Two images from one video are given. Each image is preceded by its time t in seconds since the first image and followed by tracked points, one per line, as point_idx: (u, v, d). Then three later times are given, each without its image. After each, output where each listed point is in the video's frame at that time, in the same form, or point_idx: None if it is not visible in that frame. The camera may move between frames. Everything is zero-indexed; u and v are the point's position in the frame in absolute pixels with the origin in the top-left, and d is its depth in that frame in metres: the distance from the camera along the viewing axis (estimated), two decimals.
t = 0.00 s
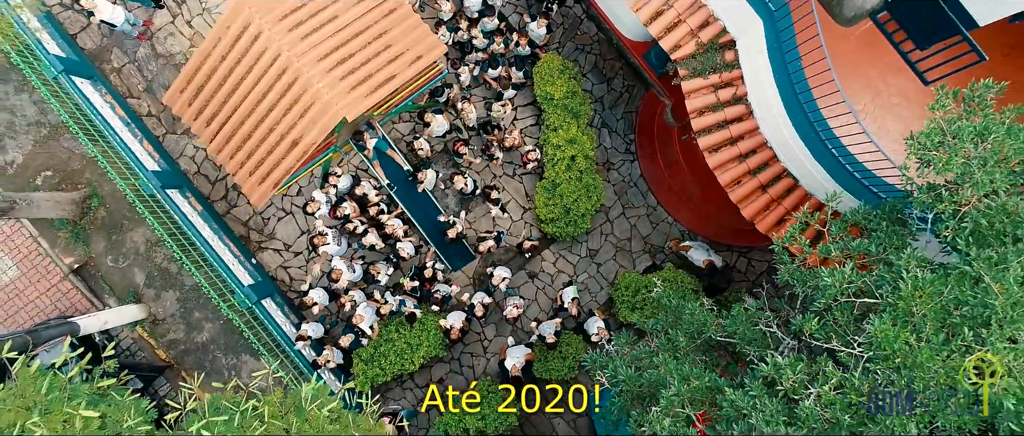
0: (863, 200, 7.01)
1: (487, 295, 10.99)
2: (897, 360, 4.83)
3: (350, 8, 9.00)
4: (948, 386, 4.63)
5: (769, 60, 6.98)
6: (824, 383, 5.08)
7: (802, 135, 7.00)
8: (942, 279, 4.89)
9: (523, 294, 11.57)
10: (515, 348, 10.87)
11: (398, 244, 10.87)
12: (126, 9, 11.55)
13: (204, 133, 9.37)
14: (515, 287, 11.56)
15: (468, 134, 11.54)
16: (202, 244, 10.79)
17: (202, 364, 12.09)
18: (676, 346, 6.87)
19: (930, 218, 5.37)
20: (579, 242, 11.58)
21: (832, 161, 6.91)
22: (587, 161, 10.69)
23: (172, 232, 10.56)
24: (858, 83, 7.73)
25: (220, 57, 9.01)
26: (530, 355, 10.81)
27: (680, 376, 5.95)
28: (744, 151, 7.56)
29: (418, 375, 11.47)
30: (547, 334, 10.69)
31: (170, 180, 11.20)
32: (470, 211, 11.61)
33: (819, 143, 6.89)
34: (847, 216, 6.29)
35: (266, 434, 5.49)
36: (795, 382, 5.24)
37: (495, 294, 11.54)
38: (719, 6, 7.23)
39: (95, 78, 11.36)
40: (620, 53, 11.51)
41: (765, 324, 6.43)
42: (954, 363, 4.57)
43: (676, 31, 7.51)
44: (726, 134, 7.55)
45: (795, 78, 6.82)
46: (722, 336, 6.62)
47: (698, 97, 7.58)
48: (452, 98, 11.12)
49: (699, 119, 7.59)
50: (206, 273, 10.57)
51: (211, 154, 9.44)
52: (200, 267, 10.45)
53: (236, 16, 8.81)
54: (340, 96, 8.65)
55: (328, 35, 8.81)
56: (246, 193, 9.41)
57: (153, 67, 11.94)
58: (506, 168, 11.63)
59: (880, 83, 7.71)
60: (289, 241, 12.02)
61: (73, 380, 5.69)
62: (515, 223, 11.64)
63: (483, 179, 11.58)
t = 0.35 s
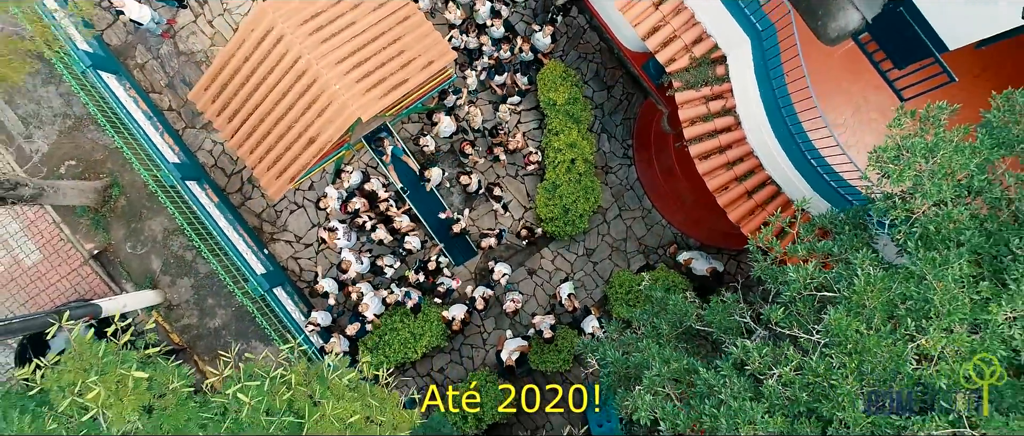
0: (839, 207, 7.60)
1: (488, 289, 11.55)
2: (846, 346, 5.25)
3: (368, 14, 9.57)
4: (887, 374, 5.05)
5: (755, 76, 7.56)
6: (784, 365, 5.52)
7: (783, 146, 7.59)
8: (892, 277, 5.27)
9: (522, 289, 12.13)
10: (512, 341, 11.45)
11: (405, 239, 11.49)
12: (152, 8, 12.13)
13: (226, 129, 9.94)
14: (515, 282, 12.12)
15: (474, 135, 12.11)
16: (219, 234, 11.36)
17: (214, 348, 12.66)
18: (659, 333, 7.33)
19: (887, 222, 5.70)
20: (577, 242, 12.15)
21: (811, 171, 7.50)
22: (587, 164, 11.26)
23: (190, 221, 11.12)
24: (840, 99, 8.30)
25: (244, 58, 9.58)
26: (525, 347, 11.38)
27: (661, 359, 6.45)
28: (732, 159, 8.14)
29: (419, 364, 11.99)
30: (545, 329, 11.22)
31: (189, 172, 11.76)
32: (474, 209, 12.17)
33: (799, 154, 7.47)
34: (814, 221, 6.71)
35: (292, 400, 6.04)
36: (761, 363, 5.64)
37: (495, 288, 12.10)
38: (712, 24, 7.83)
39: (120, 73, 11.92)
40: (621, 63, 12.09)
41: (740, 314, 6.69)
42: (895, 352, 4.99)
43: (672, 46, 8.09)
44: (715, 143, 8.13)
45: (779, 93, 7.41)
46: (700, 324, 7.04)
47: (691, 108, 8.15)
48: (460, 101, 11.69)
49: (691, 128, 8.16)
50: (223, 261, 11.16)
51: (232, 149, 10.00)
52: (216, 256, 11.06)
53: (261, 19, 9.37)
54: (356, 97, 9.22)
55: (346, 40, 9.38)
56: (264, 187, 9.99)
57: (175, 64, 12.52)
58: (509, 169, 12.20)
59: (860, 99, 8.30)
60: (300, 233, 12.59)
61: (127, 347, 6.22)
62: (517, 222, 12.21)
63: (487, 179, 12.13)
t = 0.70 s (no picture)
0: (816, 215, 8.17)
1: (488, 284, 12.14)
2: (804, 337, 5.68)
3: (382, 22, 10.19)
4: (841, 362, 5.47)
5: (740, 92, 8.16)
6: (750, 352, 5.97)
7: (765, 157, 8.17)
8: (847, 277, 5.77)
9: (520, 286, 12.73)
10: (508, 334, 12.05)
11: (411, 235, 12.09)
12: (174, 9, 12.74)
13: (246, 127, 10.55)
14: (514, 279, 12.72)
15: (478, 138, 12.71)
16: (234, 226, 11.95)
17: (224, 335, 13.24)
18: (643, 325, 7.72)
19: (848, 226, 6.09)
20: (574, 242, 12.75)
21: (791, 183, 8.07)
22: (585, 169, 11.86)
23: (206, 212, 11.68)
24: (821, 115, 8.91)
25: (264, 61, 10.18)
26: (521, 341, 11.99)
27: (644, 347, 6.95)
28: (718, 167, 8.75)
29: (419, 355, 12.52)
30: (541, 324, 11.79)
31: (206, 166, 12.34)
32: (476, 208, 12.76)
33: (780, 166, 8.05)
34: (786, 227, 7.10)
35: (313, 374, 6.59)
36: (730, 350, 6.10)
37: (495, 284, 12.70)
38: (702, 42, 8.44)
39: (143, 71, 12.50)
40: (620, 73, 12.69)
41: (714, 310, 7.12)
42: (848, 344, 5.47)
43: (665, 61, 8.70)
44: (703, 151, 8.74)
45: (762, 108, 8.00)
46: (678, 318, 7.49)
47: (681, 118, 8.76)
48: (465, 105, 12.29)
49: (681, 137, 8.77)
50: (238, 252, 11.76)
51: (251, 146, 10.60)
52: (231, 247, 11.62)
53: (281, 25, 9.97)
54: (368, 101, 9.80)
55: (360, 47, 9.97)
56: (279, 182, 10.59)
57: (194, 63, 13.13)
58: (510, 171, 12.79)
59: (840, 115, 8.90)
60: (309, 227, 13.19)
61: (165, 322, 6.58)
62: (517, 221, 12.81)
63: (489, 180, 12.73)
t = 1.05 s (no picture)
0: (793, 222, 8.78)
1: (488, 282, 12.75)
2: (769, 331, 6.30)
3: (394, 32, 10.83)
4: (801, 355, 6.09)
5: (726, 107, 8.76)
6: (722, 344, 6.58)
7: (748, 168, 8.77)
8: (810, 279, 6.38)
9: (518, 284, 13.35)
10: (506, 328, 12.68)
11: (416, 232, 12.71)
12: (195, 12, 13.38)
13: (262, 127, 11.17)
14: (512, 277, 13.34)
15: (481, 142, 13.32)
16: (248, 220, 12.56)
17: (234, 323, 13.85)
18: (629, 319, 8.33)
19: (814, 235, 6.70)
20: (570, 243, 13.36)
21: (771, 192, 8.65)
22: (582, 174, 12.47)
23: (222, 206, 12.27)
24: (802, 129, 9.56)
25: (282, 65, 10.80)
26: (518, 336, 12.59)
27: (628, 338, 7.53)
28: (706, 176, 9.39)
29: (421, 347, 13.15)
30: (538, 321, 12.40)
31: (222, 162, 12.96)
32: (478, 208, 13.37)
33: (761, 177, 8.65)
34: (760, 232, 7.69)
35: (328, 355, 7.19)
36: (705, 341, 6.71)
37: (494, 281, 13.31)
38: (693, 59, 9.05)
39: (164, 69, 13.12)
40: (618, 83, 13.32)
41: (695, 306, 7.67)
42: (808, 338, 6.08)
43: (659, 76, 9.32)
44: (691, 161, 9.37)
45: (746, 123, 8.60)
46: (661, 313, 8.04)
47: (672, 130, 9.38)
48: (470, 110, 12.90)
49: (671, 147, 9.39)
50: (251, 245, 12.37)
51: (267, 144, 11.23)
52: (245, 240, 12.23)
53: (299, 32, 10.59)
54: (379, 105, 10.43)
55: (373, 55, 10.61)
56: (293, 180, 11.20)
57: (212, 63, 13.75)
58: (511, 174, 13.40)
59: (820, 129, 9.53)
60: (318, 223, 13.80)
61: (199, 305, 7.14)
62: (516, 222, 13.42)
63: (491, 182, 13.35)
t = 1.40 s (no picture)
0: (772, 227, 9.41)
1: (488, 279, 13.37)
2: (741, 326, 6.95)
3: (405, 40, 11.47)
4: (770, 347, 6.73)
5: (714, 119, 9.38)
6: (699, 337, 7.23)
7: (732, 176, 9.39)
8: (779, 280, 7.07)
9: (516, 281, 13.99)
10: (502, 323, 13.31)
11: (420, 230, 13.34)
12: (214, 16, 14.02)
13: (278, 127, 11.79)
14: (511, 275, 13.98)
15: (484, 145, 13.95)
16: (261, 215, 13.19)
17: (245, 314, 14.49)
18: (618, 314, 8.97)
19: (785, 240, 7.35)
20: (567, 244, 14.00)
21: (754, 199, 9.25)
22: (580, 178, 13.08)
23: (237, 201, 12.90)
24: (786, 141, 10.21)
25: (298, 70, 11.43)
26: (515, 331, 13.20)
27: (615, 331, 8.23)
28: (694, 182, 10.03)
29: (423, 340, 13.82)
30: (535, 318, 13.00)
31: (237, 160, 13.59)
32: (480, 209, 14.01)
33: (744, 184, 9.28)
34: (739, 236, 8.35)
35: (344, 340, 7.81)
36: (683, 334, 7.38)
37: (493, 279, 13.95)
38: (684, 74, 9.69)
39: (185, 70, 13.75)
40: (616, 92, 13.96)
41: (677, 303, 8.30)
42: (776, 332, 6.72)
43: (652, 88, 9.95)
44: (681, 169, 10.01)
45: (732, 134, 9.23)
46: (647, 310, 8.69)
47: (664, 139, 10.02)
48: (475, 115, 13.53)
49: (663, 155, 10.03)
50: (263, 239, 13.00)
51: (282, 144, 11.85)
52: (258, 234, 12.86)
53: (315, 39, 11.23)
54: (389, 110, 11.08)
55: (384, 62, 11.25)
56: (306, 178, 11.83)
57: (229, 65, 14.39)
58: (512, 177, 14.04)
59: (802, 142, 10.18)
60: (327, 219, 14.44)
61: (228, 291, 7.81)
62: (516, 223, 14.06)
63: (493, 184, 13.99)
